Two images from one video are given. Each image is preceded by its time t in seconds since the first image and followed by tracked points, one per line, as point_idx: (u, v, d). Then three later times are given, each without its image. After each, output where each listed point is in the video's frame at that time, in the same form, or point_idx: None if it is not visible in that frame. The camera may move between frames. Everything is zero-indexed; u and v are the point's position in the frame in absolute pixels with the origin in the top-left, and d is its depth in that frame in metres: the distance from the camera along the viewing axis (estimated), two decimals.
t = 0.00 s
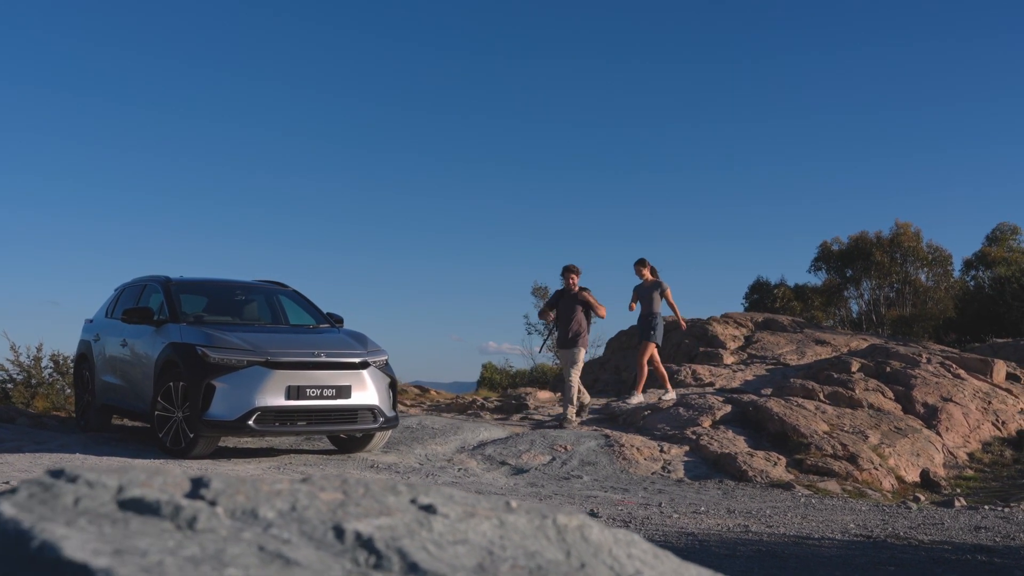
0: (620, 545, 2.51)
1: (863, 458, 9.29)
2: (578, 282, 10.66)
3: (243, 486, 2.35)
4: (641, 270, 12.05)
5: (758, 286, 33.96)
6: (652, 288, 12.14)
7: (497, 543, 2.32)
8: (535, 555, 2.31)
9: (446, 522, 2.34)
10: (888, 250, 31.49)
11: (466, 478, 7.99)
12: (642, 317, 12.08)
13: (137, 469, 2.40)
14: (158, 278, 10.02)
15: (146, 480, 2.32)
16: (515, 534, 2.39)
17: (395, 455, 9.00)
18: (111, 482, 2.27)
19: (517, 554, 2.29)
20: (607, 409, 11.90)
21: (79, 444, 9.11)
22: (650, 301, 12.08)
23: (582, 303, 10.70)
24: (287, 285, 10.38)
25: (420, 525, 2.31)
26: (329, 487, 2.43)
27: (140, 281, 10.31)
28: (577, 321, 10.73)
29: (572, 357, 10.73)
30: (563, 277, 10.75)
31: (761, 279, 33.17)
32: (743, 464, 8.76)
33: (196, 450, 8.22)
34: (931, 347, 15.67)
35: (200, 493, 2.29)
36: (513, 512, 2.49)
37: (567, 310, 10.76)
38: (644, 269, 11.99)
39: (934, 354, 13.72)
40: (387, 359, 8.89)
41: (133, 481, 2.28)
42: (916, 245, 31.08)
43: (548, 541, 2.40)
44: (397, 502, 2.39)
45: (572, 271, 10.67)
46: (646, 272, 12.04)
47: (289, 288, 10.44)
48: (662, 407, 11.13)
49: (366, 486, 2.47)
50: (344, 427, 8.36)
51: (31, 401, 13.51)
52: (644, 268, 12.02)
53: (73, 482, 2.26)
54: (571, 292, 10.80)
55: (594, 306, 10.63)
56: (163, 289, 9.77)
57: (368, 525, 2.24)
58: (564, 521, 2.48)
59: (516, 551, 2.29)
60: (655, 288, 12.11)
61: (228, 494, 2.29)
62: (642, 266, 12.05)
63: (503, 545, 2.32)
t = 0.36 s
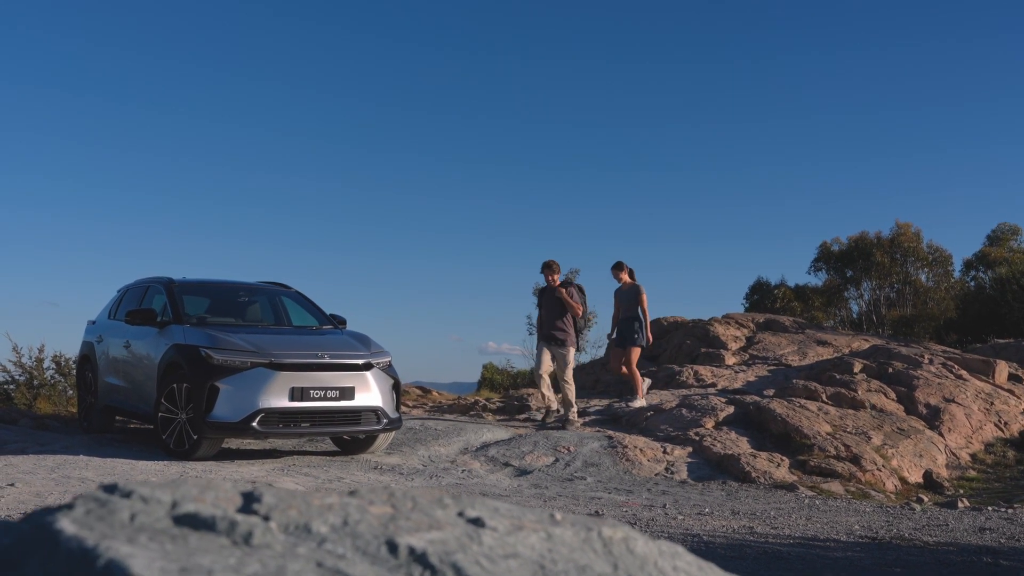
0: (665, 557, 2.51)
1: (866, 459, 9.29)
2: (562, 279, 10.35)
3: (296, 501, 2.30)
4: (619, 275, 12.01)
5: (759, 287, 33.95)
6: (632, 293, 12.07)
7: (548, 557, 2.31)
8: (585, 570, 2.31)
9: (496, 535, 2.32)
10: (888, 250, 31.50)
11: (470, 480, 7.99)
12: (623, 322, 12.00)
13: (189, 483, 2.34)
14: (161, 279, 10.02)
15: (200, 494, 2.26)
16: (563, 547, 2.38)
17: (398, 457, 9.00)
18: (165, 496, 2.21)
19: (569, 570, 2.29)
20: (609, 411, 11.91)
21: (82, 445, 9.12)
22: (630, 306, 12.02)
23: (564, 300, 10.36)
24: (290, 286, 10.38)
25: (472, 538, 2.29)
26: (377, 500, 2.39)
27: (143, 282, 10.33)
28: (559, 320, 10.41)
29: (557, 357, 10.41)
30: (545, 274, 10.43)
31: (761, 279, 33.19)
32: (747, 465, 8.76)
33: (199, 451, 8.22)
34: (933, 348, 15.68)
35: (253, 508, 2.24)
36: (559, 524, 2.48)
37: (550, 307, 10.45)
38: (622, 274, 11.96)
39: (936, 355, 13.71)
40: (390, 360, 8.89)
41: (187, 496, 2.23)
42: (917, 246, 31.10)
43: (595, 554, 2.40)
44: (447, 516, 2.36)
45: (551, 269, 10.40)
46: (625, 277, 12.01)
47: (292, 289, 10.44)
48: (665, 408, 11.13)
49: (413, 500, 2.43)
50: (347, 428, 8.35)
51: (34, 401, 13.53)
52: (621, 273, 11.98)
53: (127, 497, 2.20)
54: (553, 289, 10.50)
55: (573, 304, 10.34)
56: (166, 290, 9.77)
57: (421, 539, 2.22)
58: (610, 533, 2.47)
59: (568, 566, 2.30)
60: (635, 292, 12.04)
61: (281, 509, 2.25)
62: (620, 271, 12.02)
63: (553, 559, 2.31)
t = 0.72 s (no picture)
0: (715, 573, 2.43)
1: (871, 461, 9.29)
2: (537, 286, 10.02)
3: (347, 518, 2.29)
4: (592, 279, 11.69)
5: (760, 287, 33.92)
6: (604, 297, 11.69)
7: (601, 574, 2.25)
8: None
9: (547, 552, 2.28)
10: (889, 251, 31.48)
11: (475, 481, 7.99)
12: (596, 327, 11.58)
13: (243, 502, 2.34)
14: (165, 281, 10.02)
15: (253, 512, 2.26)
16: (613, 563, 2.32)
17: (402, 458, 8.99)
18: (220, 515, 2.21)
19: None
20: (613, 412, 11.90)
21: (86, 447, 9.13)
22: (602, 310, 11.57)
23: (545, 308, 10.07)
24: (294, 288, 10.37)
25: (523, 556, 2.25)
26: (427, 517, 2.36)
27: (147, 284, 10.34)
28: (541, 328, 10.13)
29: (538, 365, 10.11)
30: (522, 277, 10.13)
31: (762, 279, 33.17)
32: (751, 466, 8.76)
33: (204, 453, 8.22)
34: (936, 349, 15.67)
35: (308, 526, 2.22)
36: (607, 540, 2.43)
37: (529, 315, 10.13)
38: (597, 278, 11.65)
39: (939, 356, 13.70)
40: (394, 362, 8.89)
41: (241, 515, 2.23)
42: (918, 247, 31.09)
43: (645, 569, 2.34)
44: (497, 532, 2.33)
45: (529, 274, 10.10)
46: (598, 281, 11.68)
47: (295, 291, 10.43)
48: (669, 410, 11.12)
49: (462, 516, 2.40)
50: (352, 430, 8.35)
51: (37, 403, 13.54)
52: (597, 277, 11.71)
53: (183, 516, 2.20)
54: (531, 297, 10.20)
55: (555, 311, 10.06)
56: (170, 291, 9.78)
57: (474, 557, 2.18)
58: (661, 548, 2.41)
59: None
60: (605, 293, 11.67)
61: (335, 526, 2.23)
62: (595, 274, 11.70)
63: None
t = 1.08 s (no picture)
0: None
1: (874, 462, 9.29)
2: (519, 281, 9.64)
3: (393, 530, 2.18)
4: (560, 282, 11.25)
5: (760, 287, 33.90)
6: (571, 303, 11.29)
7: None
8: None
9: (590, 562, 2.16)
10: (890, 251, 31.48)
11: (479, 482, 7.99)
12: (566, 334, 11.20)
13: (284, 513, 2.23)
14: (168, 282, 10.02)
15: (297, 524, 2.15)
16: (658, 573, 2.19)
17: (406, 459, 8.99)
18: (265, 527, 2.09)
19: None
20: (615, 413, 11.88)
21: (90, 448, 9.13)
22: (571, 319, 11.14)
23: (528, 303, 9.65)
24: (297, 289, 10.37)
25: (567, 567, 2.13)
26: (468, 527, 2.24)
27: (150, 285, 10.34)
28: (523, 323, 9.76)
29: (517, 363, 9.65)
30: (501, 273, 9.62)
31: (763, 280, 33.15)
32: (755, 467, 8.76)
33: (208, 454, 8.22)
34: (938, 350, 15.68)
35: (352, 538, 2.11)
36: (649, 549, 2.29)
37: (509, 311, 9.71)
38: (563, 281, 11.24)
39: (942, 357, 13.70)
40: (398, 363, 8.89)
41: (285, 526, 2.11)
42: (919, 248, 31.11)
43: None
44: (538, 542, 2.21)
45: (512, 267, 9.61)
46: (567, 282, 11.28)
47: (298, 292, 10.43)
48: (672, 411, 11.11)
49: (504, 526, 2.27)
50: (355, 431, 8.35)
51: (39, 404, 13.53)
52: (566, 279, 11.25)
53: (227, 529, 2.08)
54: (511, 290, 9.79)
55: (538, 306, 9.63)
56: (173, 293, 9.77)
57: (518, 568, 2.07)
58: (704, 557, 2.28)
59: None
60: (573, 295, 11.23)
61: (380, 538, 2.12)
62: (563, 280, 11.30)
63: None
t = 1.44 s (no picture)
0: None
1: (878, 463, 9.28)
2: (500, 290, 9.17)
3: (438, 543, 2.15)
4: (528, 288, 11.01)
5: (762, 288, 33.86)
6: (537, 311, 11.01)
7: None
8: None
9: None
10: (891, 252, 31.45)
11: (482, 484, 7.98)
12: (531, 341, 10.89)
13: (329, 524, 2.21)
14: (172, 283, 10.02)
15: (343, 537, 2.13)
16: None
17: (409, 461, 8.99)
18: (313, 541, 2.08)
19: None
20: (618, 414, 11.85)
21: (93, 449, 9.13)
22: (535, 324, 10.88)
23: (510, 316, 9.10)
24: (300, 290, 10.36)
25: None
26: (511, 539, 2.20)
27: (153, 286, 10.34)
28: (502, 336, 9.18)
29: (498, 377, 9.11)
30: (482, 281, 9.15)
31: (764, 280, 33.12)
32: (758, 469, 8.76)
33: (212, 455, 8.22)
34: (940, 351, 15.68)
35: (399, 551, 2.09)
36: (691, 561, 2.27)
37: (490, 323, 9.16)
38: (533, 287, 11.03)
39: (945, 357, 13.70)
40: (401, 364, 8.89)
41: (332, 540, 2.09)
42: (921, 248, 31.08)
43: None
44: (582, 554, 2.18)
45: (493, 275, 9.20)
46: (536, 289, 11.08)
47: (301, 293, 10.43)
48: (675, 412, 11.09)
49: (547, 538, 2.24)
50: (359, 432, 8.34)
51: (42, 405, 13.54)
52: (536, 285, 11.08)
53: (275, 543, 2.07)
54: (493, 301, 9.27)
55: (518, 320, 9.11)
56: (176, 294, 9.77)
57: None
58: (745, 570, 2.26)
59: None
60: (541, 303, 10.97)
61: (426, 551, 2.10)
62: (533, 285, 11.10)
63: None
